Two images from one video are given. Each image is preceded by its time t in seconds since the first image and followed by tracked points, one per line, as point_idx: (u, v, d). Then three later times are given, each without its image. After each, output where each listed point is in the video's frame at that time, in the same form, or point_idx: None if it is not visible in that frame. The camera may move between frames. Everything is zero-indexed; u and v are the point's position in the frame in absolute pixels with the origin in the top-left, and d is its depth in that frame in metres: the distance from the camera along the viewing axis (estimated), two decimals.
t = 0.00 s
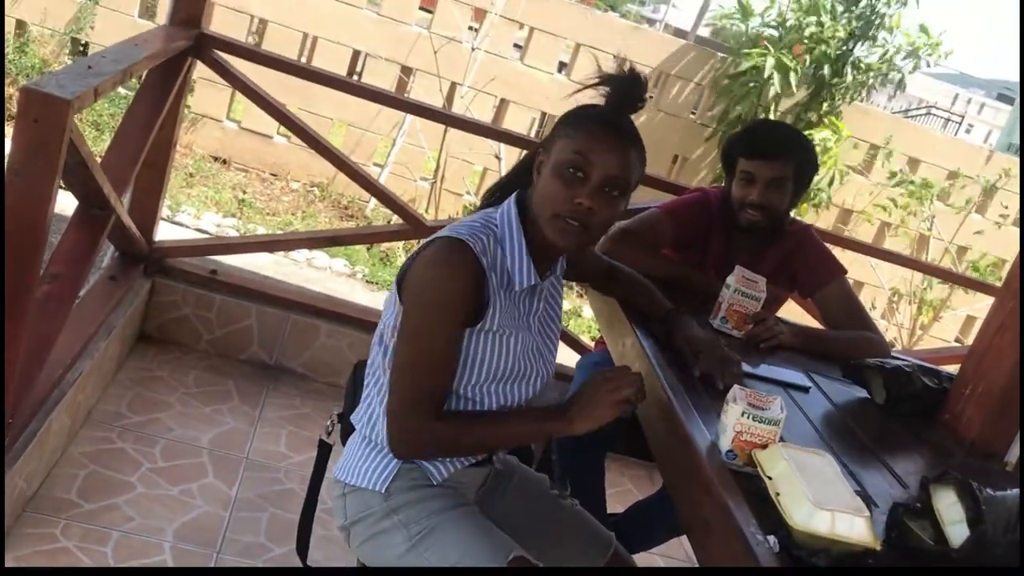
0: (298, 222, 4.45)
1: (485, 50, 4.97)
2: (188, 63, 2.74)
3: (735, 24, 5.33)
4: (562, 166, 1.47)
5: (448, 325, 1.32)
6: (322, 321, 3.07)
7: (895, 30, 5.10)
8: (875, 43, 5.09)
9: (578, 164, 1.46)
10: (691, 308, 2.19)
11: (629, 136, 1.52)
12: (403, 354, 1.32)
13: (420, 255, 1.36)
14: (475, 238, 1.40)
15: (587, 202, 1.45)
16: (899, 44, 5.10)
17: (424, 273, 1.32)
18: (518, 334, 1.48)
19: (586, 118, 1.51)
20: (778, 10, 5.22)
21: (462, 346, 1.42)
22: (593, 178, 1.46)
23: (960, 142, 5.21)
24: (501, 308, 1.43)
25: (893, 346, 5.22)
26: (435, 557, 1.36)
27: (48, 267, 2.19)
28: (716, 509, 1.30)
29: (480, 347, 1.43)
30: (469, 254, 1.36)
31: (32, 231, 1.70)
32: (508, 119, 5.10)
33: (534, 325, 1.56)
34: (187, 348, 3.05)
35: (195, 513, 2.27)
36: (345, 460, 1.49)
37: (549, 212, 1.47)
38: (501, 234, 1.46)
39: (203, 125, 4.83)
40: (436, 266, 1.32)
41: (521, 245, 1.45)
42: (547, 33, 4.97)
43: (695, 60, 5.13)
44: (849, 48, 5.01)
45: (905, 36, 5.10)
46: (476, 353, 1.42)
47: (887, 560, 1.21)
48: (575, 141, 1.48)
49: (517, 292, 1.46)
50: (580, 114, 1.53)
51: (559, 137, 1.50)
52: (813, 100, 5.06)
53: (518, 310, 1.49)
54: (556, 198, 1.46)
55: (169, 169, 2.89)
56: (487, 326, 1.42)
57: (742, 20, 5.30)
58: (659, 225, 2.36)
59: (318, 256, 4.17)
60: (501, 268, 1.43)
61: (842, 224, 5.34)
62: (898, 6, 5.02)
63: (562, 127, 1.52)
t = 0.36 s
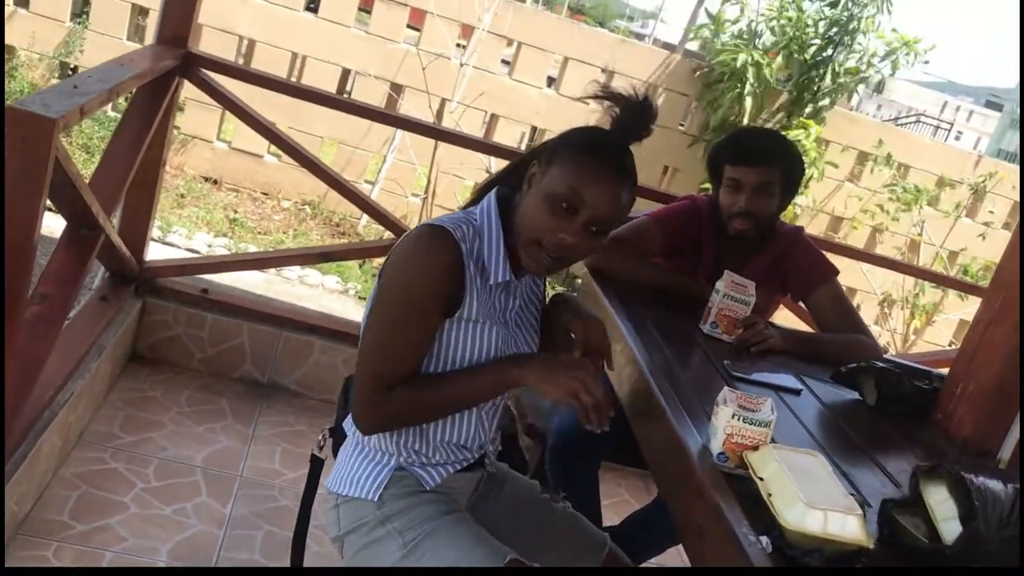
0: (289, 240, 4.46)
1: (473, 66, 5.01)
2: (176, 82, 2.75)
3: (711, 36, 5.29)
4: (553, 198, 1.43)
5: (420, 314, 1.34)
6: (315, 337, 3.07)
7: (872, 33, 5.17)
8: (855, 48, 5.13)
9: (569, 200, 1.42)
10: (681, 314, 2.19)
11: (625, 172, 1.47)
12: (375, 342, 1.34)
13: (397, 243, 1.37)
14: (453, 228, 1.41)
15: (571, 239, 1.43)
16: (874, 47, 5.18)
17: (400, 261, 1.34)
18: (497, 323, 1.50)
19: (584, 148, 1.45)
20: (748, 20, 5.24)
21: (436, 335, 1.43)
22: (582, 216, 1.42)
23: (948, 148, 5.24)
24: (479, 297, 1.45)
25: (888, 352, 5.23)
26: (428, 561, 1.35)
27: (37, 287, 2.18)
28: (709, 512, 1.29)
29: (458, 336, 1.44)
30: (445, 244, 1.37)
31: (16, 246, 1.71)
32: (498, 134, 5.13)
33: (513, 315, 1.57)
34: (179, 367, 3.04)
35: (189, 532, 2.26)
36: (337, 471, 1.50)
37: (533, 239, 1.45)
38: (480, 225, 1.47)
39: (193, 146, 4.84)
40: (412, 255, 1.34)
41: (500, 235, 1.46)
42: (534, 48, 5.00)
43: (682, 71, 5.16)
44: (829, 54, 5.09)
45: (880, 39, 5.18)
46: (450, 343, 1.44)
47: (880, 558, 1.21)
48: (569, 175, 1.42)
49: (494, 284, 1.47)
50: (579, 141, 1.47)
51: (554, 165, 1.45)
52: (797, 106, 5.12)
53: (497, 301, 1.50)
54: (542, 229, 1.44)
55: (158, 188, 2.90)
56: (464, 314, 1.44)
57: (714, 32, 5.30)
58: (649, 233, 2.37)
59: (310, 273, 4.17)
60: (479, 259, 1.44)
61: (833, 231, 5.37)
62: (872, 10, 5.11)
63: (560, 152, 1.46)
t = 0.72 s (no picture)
0: (281, 254, 4.47)
1: (462, 78, 5.02)
2: (165, 98, 2.76)
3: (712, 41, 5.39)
4: (526, 189, 1.47)
5: (412, 320, 1.34)
6: (307, 351, 3.06)
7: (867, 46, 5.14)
8: (847, 56, 5.12)
9: (541, 190, 1.47)
10: (672, 320, 2.19)
11: (592, 158, 1.52)
12: (368, 348, 1.33)
13: (391, 250, 1.38)
14: (444, 237, 1.43)
15: (547, 228, 1.47)
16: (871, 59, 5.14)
17: (394, 267, 1.34)
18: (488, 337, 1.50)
19: (550, 139, 1.50)
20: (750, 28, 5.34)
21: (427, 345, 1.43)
22: (555, 205, 1.47)
23: (937, 152, 5.26)
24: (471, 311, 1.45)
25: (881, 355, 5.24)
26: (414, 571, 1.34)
27: (28, 306, 2.17)
28: (703, 515, 1.30)
29: (451, 349, 1.44)
30: (439, 251, 1.38)
31: (6, 262, 1.71)
32: (488, 145, 5.14)
33: (503, 329, 1.58)
34: (172, 384, 3.03)
35: (184, 549, 2.25)
36: (327, 483, 1.50)
37: (511, 234, 1.49)
38: (470, 235, 1.49)
39: (183, 163, 4.85)
40: (406, 261, 1.34)
41: (489, 246, 1.48)
42: (523, 59, 5.03)
43: (670, 80, 5.18)
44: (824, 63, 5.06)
45: (875, 50, 5.15)
46: (441, 352, 1.43)
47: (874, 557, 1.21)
48: (540, 165, 1.47)
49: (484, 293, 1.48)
50: (546, 131, 1.52)
51: (524, 157, 1.50)
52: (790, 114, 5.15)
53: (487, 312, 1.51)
54: (519, 222, 1.47)
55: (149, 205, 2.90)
56: (457, 328, 1.44)
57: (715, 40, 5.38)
58: (640, 240, 2.38)
59: (303, 287, 4.16)
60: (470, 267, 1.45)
61: (824, 236, 5.39)
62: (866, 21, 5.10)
63: (528, 144, 1.51)
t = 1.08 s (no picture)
0: (274, 264, 4.46)
1: (455, 86, 5.02)
2: (157, 108, 2.75)
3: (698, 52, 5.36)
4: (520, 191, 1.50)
5: (410, 350, 1.32)
6: (300, 361, 3.05)
7: (859, 50, 5.14)
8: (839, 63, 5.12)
9: (535, 188, 1.50)
10: (666, 328, 2.19)
11: (576, 150, 1.56)
12: (364, 379, 1.32)
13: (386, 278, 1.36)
14: (440, 263, 1.41)
15: (550, 224, 1.50)
16: (863, 64, 5.15)
17: (391, 296, 1.32)
18: (487, 360, 1.48)
19: (534, 138, 1.53)
20: (736, 37, 5.33)
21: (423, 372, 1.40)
22: (552, 199, 1.50)
23: (930, 159, 5.27)
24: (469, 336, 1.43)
25: (875, 362, 5.24)
26: None
27: (20, 317, 2.16)
28: (697, 524, 1.29)
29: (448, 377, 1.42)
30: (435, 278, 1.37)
31: None
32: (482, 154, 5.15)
33: (500, 349, 1.56)
34: (164, 395, 3.02)
35: (177, 560, 2.23)
36: (324, 495, 1.48)
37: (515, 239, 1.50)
38: (466, 257, 1.47)
39: (176, 172, 4.84)
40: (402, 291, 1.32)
41: (485, 267, 1.47)
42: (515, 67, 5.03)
43: (663, 88, 5.19)
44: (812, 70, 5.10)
45: (868, 56, 5.16)
46: (437, 380, 1.41)
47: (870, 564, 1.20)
48: (529, 166, 1.50)
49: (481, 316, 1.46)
50: (527, 132, 1.55)
51: (511, 163, 1.52)
52: (782, 121, 5.16)
53: (484, 335, 1.49)
54: (520, 224, 1.49)
55: (142, 214, 2.90)
56: (456, 355, 1.41)
57: (702, 48, 5.34)
58: (633, 247, 2.38)
59: (296, 296, 4.15)
60: (467, 291, 1.43)
61: (817, 243, 5.39)
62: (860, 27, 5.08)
63: (512, 150, 1.53)
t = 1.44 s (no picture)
0: (275, 264, 4.46)
1: (455, 87, 5.03)
2: (158, 109, 2.75)
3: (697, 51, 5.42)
4: (521, 208, 1.40)
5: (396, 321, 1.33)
6: (302, 362, 3.05)
7: (856, 52, 5.19)
8: (838, 62, 5.20)
9: (538, 207, 1.40)
10: (668, 327, 2.19)
11: (593, 177, 1.42)
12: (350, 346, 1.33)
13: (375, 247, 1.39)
14: (429, 233, 1.42)
15: (538, 247, 1.42)
16: (859, 66, 5.21)
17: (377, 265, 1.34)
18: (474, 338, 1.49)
19: (551, 154, 1.41)
20: (734, 37, 5.40)
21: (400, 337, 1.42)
22: (551, 224, 1.39)
23: (928, 159, 5.28)
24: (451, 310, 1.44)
25: (875, 362, 5.25)
26: None
27: (22, 318, 2.15)
28: (702, 521, 1.29)
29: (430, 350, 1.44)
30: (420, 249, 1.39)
31: None
32: (482, 154, 5.16)
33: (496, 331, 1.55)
34: (166, 396, 3.01)
35: (179, 561, 2.23)
36: (323, 488, 1.50)
37: (505, 247, 1.45)
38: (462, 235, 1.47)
39: (176, 174, 4.84)
40: (389, 259, 1.34)
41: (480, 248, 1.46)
42: (515, 68, 5.04)
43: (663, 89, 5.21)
44: (810, 69, 5.18)
45: (865, 57, 5.20)
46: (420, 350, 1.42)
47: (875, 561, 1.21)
48: (537, 183, 1.40)
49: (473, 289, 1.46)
50: (549, 146, 1.43)
51: (523, 175, 1.42)
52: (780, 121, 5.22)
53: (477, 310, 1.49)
54: (510, 237, 1.43)
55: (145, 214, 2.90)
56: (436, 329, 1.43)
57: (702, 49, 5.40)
58: (634, 246, 2.40)
59: (297, 297, 4.15)
60: (457, 263, 1.44)
61: (817, 243, 5.40)
62: (857, 27, 5.14)
63: (529, 162, 1.43)
